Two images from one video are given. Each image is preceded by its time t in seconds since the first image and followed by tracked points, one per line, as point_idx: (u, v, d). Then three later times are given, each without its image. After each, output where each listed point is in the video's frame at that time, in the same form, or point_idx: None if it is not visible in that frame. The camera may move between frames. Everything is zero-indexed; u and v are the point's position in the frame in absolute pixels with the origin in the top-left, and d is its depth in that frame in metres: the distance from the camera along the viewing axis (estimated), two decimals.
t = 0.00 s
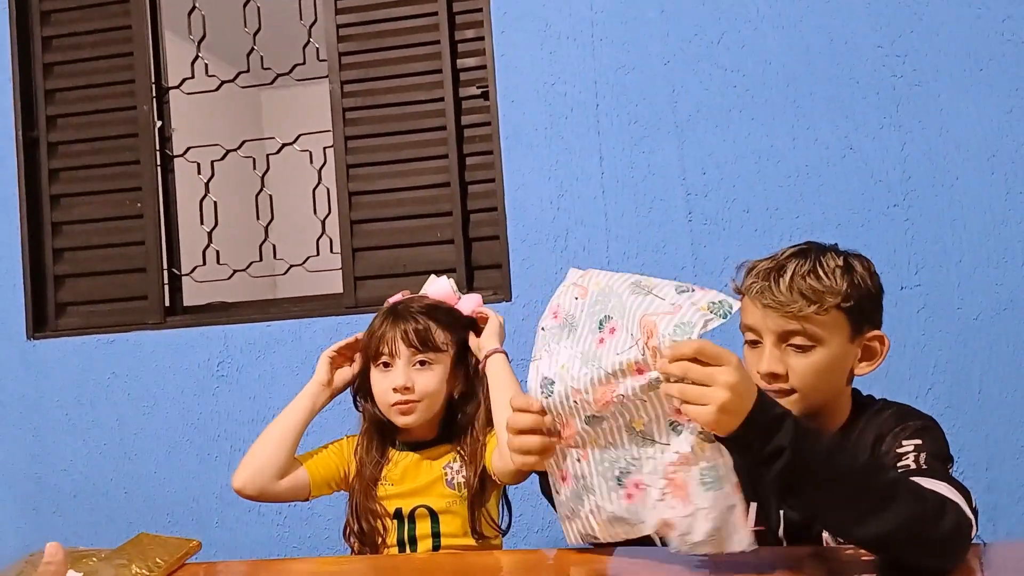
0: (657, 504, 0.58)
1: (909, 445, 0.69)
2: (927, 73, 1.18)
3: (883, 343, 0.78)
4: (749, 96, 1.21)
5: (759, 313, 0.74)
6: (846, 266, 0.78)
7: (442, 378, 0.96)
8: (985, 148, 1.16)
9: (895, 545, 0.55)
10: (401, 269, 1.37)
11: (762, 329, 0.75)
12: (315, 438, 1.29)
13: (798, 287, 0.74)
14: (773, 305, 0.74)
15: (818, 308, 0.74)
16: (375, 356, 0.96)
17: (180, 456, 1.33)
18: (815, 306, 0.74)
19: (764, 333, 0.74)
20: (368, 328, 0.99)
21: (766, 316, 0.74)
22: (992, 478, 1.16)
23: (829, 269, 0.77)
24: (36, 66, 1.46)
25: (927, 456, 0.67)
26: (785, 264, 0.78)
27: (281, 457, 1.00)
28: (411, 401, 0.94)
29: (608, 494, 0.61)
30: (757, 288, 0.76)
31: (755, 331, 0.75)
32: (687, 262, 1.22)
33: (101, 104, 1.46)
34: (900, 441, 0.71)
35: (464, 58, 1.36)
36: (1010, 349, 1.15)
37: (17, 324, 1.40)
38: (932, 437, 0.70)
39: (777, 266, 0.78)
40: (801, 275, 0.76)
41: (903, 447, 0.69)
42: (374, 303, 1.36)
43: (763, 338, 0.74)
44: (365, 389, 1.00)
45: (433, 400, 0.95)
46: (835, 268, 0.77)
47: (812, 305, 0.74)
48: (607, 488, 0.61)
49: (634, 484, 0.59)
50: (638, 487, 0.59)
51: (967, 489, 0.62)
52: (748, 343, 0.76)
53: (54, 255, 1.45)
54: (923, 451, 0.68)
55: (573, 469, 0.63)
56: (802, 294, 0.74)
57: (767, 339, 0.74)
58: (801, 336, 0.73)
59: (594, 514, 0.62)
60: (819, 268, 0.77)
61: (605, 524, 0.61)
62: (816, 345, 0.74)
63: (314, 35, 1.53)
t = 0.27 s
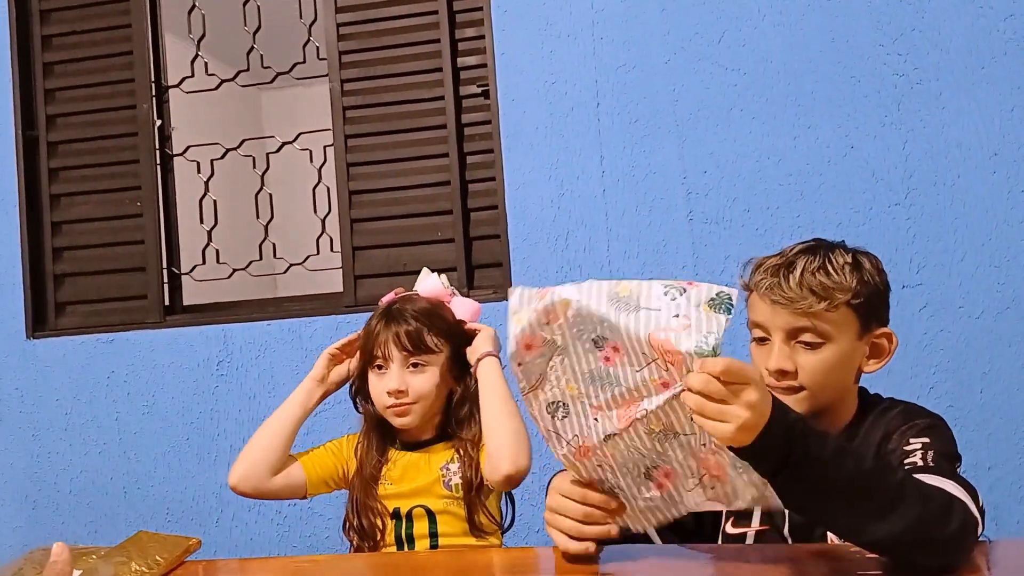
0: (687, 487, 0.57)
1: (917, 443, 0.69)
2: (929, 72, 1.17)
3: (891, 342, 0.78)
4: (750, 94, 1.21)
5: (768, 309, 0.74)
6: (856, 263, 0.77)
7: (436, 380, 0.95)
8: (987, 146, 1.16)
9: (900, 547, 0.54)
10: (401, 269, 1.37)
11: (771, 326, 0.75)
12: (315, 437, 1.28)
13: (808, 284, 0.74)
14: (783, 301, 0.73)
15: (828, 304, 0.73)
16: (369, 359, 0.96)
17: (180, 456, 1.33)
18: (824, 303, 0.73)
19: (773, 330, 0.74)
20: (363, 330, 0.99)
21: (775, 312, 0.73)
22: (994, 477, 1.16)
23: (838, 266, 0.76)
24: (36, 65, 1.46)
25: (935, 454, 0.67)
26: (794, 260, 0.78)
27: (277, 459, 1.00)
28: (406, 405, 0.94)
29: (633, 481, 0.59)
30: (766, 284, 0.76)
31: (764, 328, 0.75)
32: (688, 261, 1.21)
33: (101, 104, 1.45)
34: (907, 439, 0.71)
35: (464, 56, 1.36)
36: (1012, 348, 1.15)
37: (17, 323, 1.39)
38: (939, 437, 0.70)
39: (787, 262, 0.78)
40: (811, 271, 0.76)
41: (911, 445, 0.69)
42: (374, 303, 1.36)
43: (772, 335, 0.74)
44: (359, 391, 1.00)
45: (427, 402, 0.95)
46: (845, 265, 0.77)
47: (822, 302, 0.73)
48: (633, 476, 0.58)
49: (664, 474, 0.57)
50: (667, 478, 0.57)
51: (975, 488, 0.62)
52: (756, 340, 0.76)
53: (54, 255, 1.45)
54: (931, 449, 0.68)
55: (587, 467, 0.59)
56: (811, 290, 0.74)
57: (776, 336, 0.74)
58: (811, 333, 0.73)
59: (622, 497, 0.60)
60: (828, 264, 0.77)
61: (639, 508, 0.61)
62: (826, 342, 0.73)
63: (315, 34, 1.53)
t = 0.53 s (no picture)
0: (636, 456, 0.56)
1: (923, 443, 0.69)
2: (931, 73, 1.17)
3: (895, 341, 0.77)
4: (752, 95, 1.21)
5: (769, 308, 0.74)
6: (858, 263, 0.77)
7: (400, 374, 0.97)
8: (989, 147, 1.16)
9: (908, 550, 0.54)
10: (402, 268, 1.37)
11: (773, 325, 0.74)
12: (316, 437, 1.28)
13: (809, 283, 0.73)
14: (784, 300, 0.73)
15: (830, 303, 0.73)
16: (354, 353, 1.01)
17: (181, 455, 1.33)
18: (827, 302, 0.73)
19: (775, 329, 0.74)
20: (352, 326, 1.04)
21: (777, 312, 0.73)
22: (995, 478, 1.16)
23: (841, 265, 0.76)
24: (37, 64, 1.46)
25: (941, 454, 0.67)
26: (796, 259, 0.77)
27: (286, 431, 1.11)
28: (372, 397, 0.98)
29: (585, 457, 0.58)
30: (768, 283, 0.75)
31: (766, 327, 0.74)
32: (689, 262, 1.21)
33: (103, 103, 1.45)
34: (914, 439, 0.71)
35: (466, 56, 1.36)
36: (1014, 349, 1.15)
37: (18, 322, 1.39)
38: (946, 436, 0.70)
39: (788, 262, 0.77)
40: (813, 270, 0.75)
41: (917, 444, 0.69)
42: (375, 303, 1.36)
43: (774, 335, 0.74)
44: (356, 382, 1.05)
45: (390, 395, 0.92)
46: (847, 264, 0.76)
47: (823, 301, 0.73)
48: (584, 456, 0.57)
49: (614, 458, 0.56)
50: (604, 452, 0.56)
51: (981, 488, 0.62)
52: (759, 340, 0.76)
53: (54, 254, 1.45)
54: (938, 449, 0.67)
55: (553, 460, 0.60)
56: (812, 289, 0.73)
57: (778, 336, 0.73)
58: (813, 333, 0.72)
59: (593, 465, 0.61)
60: (830, 263, 0.76)
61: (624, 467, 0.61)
62: (828, 341, 0.73)
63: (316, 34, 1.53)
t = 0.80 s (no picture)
0: (621, 473, 0.56)
1: (922, 439, 0.70)
2: (933, 73, 1.18)
3: (890, 335, 0.76)
4: (754, 95, 1.21)
5: (763, 302, 0.74)
6: (853, 258, 0.77)
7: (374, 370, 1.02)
8: (991, 147, 1.16)
9: (906, 550, 0.55)
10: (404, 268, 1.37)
11: (767, 319, 0.75)
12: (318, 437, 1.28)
13: (802, 277, 0.74)
14: (776, 293, 0.73)
15: (821, 296, 0.73)
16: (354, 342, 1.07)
17: (183, 454, 1.33)
18: (819, 295, 0.73)
19: (768, 322, 0.74)
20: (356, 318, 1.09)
21: (770, 305, 0.74)
22: (996, 479, 1.16)
23: (834, 260, 0.76)
24: (40, 63, 1.46)
25: (939, 450, 0.68)
26: (790, 254, 0.78)
27: (320, 418, 1.15)
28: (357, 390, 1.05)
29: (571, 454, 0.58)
30: (762, 277, 0.76)
31: (761, 321, 0.75)
32: (691, 261, 1.21)
33: (106, 103, 1.46)
34: (912, 435, 0.72)
35: (469, 57, 1.36)
36: (1015, 350, 1.15)
37: (20, 321, 1.39)
38: (942, 432, 0.71)
39: (783, 257, 0.78)
40: (806, 265, 0.75)
41: (915, 441, 0.70)
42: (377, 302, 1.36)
43: (768, 327, 0.74)
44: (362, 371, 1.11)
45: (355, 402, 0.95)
46: (841, 259, 0.76)
47: (815, 294, 0.73)
48: (572, 455, 0.58)
49: (600, 448, 0.60)
50: (581, 479, 0.54)
51: (980, 483, 0.63)
52: (755, 334, 0.76)
53: (56, 253, 1.45)
54: (935, 445, 0.68)
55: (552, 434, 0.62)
56: (805, 282, 0.73)
57: (772, 329, 0.74)
58: (805, 326, 0.73)
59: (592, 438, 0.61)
60: (825, 258, 0.77)
61: (624, 439, 0.61)
62: (819, 334, 0.73)
63: (319, 34, 1.53)
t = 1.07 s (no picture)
0: (647, 536, 0.57)
1: (919, 436, 0.71)
2: (933, 72, 1.18)
3: (886, 334, 0.76)
4: (754, 94, 1.21)
5: (758, 302, 0.74)
6: (847, 258, 0.77)
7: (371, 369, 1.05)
8: (991, 145, 1.16)
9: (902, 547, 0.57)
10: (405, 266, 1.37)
11: (762, 320, 0.74)
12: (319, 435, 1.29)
13: (796, 277, 0.74)
14: (771, 294, 0.73)
15: (815, 296, 0.73)
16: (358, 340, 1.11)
17: (184, 453, 1.33)
18: (813, 295, 0.73)
19: (764, 322, 0.74)
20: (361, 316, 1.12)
21: (766, 306, 0.73)
22: (997, 477, 1.16)
23: (829, 260, 0.76)
24: (42, 63, 1.46)
25: (936, 447, 0.68)
26: (785, 255, 0.78)
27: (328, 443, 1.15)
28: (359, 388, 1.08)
29: (592, 522, 0.59)
30: (757, 279, 0.76)
31: (757, 322, 0.74)
32: (691, 260, 1.22)
33: (107, 102, 1.46)
34: (908, 432, 0.72)
35: (469, 55, 1.37)
36: (1016, 347, 1.15)
37: (22, 320, 1.39)
38: (939, 430, 0.71)
39: (778, 257, 0.78)
40: (800, 266, 0.75)
41: (912, 439, 0.71)
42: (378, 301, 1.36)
43: (764, 328, 0.74)
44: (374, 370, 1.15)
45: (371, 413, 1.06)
46: (836, 259, 0.76)
47: (810, 293, 0.73)
48: (595, 525, 0.59)
49: (624, 495, 0.61)
50: (606, 555, 0.56)
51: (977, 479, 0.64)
52: (751, 335, 0.76)
53: (58, 252, 1.45)
54: (932, 442, 0.69)
55: (575, 490, 0.63)
56: (799, 283, 0.73)
57: (768, 329, 0.73)
58: (800, 325, 0.73)
59: (615, 490, 0.62)
60: (819, 258, 0.76)
61: (646, 484, 0.62)
62: (815, 334, 0.73)
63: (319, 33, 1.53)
